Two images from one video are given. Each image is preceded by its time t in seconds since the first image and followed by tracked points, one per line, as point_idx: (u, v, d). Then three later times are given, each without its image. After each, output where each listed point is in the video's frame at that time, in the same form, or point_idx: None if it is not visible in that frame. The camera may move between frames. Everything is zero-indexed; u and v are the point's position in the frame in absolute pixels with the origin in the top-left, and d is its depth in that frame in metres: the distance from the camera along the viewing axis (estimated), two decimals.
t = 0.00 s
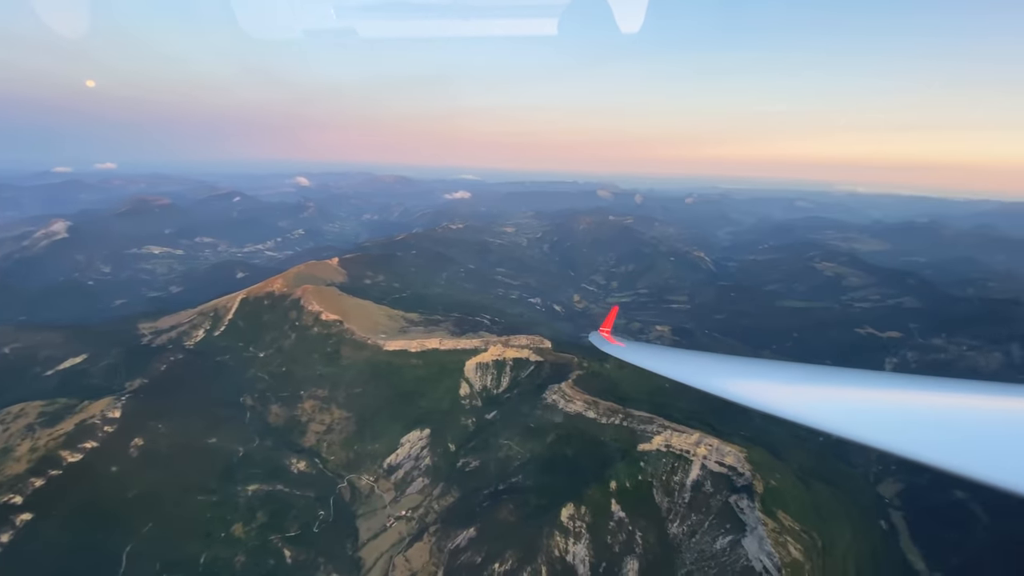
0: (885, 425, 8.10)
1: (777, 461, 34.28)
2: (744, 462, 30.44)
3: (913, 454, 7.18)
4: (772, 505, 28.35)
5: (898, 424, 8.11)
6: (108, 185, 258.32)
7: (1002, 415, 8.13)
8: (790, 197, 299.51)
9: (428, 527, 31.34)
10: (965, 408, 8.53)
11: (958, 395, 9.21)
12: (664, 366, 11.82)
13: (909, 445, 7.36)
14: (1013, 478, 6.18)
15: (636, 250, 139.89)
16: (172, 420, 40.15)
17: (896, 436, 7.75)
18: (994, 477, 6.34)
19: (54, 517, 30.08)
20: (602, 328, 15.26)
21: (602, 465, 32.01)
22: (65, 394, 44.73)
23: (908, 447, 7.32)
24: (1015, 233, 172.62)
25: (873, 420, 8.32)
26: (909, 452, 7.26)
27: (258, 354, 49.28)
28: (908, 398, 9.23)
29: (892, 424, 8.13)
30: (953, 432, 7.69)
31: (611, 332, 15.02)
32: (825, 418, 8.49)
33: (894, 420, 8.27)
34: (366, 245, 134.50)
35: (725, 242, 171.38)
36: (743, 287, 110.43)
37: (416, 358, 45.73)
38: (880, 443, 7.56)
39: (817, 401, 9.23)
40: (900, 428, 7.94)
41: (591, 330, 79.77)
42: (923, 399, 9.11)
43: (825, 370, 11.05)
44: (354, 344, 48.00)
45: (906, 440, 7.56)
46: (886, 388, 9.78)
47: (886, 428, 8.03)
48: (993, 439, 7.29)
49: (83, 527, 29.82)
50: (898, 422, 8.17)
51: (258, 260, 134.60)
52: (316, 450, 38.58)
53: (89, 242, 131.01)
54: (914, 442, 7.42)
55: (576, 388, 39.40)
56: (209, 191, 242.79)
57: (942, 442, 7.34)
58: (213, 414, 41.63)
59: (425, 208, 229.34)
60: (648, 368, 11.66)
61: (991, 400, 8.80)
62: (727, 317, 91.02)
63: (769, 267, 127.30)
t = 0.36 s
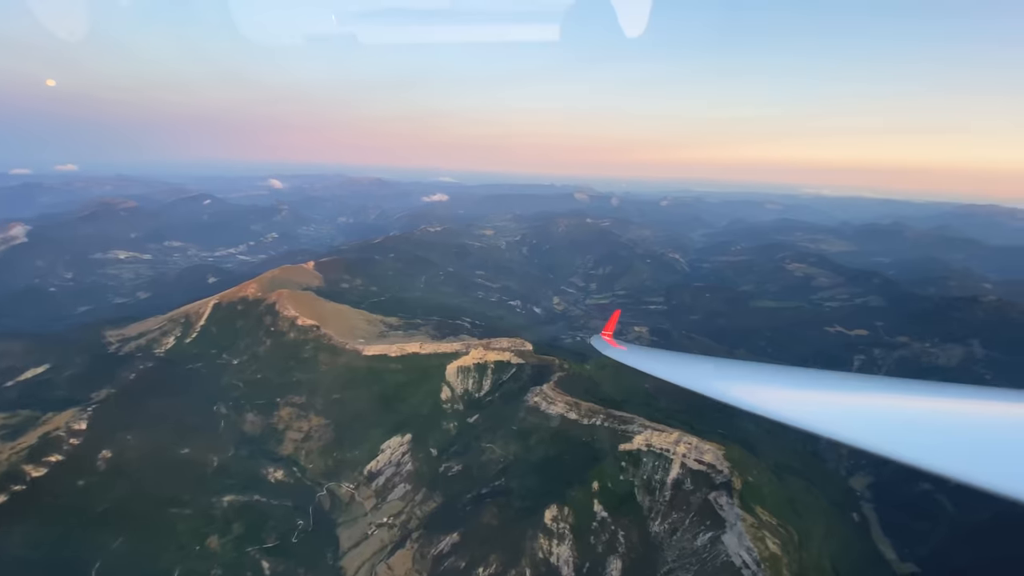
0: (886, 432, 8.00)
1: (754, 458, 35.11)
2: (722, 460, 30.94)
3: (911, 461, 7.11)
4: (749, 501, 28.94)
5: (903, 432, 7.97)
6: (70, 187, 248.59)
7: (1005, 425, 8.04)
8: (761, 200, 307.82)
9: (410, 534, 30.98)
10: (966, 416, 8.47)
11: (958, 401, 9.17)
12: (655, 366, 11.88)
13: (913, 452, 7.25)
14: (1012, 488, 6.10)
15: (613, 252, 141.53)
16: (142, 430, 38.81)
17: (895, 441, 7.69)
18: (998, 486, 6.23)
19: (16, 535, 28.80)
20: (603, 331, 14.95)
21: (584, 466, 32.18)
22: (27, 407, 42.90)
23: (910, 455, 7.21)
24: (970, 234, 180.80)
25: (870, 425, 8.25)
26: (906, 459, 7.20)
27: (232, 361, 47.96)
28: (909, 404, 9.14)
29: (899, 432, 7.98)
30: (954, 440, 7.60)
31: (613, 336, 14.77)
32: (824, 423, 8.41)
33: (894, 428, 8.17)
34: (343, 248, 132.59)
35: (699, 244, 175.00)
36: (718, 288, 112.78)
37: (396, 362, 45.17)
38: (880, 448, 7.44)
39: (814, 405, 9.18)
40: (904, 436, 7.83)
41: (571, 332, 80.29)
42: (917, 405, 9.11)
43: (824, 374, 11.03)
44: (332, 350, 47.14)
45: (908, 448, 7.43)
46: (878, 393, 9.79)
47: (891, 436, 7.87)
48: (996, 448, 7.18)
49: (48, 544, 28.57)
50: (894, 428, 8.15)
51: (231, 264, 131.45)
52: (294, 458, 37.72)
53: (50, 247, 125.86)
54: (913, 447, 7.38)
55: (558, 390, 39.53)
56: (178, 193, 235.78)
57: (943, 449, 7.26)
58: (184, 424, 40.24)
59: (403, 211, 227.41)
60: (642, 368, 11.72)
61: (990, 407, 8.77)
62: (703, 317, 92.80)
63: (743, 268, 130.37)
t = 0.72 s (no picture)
0: (883, 458, 7.67)
1: (734, 468, 35.55)
2: (703, 470, 31.09)
3: (905, 490, 6.83)
4: (730, 511, 29.17)
5: (899, 459, 7.68)
6: (34, 196, 239.74)
7: (1005, 456, 7.78)
8: (734, 214, 316.46)
9: (391, 552, 30.27)
10: (963, 445, 8.22)
11: (954, 429, 8.95)
12: (643, 378, 11.81)
13: (910, 482, 6.95)
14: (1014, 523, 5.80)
15: (593, 265, 143.13)
16: (110, 449, 37.35)
17: (890, 466, 7.42)
18: (1000, 522, 5.89)
19: None
20: (607, 346, 15.07)
21: (567, 479, 32.04)
22: None
23: (908, 486, 6.89)
24: (931, 248, 188.67)
25: (869, 450, 7.97)
26: (902, 488, 6.90)
27: (205, 376, 46.49)
28: (903, 430, 8.88)
29: (895, 458, 7.69)
30: (952, 468, 7.31)
31: (616, 351, 14.84)
32: (816, 445, 8.10)
33: (892, 455, 7.81)
34: (321, 260, 130.90)
35: (676, 257, 178.38)
36: (695, 300, 114.83)
37: (376, 376, 44.41)
38: (877, 476, 7.18)
39: (807, 426, 8.95)
40: (900, 463, 7.54)
41: (552, 344, 80.57)
42: (923, 433, 8.70)
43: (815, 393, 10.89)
44: (310, 364, 46.13)
45: (905, 475, 7.13)
46: (880, 418, 9.45)
47: (889, 462, 7.53)
48: (997, 481, 6.86)
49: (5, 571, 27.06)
50: (888, 452, 7.92)
51: (205, 277, 128.38)
52: (270, 476, 36.57)
53: (12, 258, 120.96)
54: (908, 475, 7.14)
55: (541, 402, 39.41)
56: (150, 204, 229.98)
57: (940, 479, 6.96)
58: (154, 442, 38.67)
59: (382, 222, 226.25)
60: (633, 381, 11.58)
61: (995, 439, 8.43)
62: (681, 329, 94.17)
63: (718, 281, 133.29)
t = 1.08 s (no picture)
0: (873, 470, 7.09)
1: (713, 475, 35.94)
2: (683, 477, 31.45)
3: (891, 499, 6.31)
4: (710, 518, 29.45)
5: (891, 472, 7.08)
6: None
7: (1007, 473, 7.07)
8: (708, 226, 324.03)
9: (371, 567, 29.51)
10: (959, 458, 7.57)
11: (956, 445, 8.20)
12: (632, 384, 11.68)
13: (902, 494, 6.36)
14: (1010, 538, 5.17)
15: (573, 274, 144.23)
16: (75, 467, 35.61)
17: (876, 478, 6.89)
18: (994, 537, 5.27)
19: None
20: (609, 358, 13.99)
21: (550, 489, 31.86)
22: None
23: (898, 498, 6.28)
24: (896, 259, 196.04)
25: (872, 467, 7.22)
26: (887, 500, 6.36)
27: (176, 389, 44.94)
28: (900, 442, 8.21)
29: (885, 471, 7.11)
30: (945, 483, 6.68)
31: (620, 362, 13.86)
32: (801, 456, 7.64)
33: (886, 470, 7.15)
34: (298, 269, 128.65)
35: (654, 267, 181.26)
36: (673, 309, 116.64)
37: (354, 388, 43.54)
38: (871, 490, 6.55)
39: (804, 441, 8.29)
40: (890, 476, 6.97)
41: (533, 354, 80.64)
42: (933, 452, 7.85)
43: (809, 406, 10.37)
44: (286, 376, 44.96)
45: (892, 488, 6.55)
46: (888, 435, 8.63)
47: (878, 475, 6.98)
48: (996, 497, 6.17)
49: None
50: (887, 469, 7.19)
51: (176, 286, 124.72)
52: (244, 492, 35.36)
53: None
54: (892, 485, 6.61)
55: (523, 412, 39.39)
56: (118, 211, 223.04)
57: (932, 492, 6.35)
58: (121, 459, 37.09)
59: (361, 231, 224.23)
60: (623, 387, 11.48)
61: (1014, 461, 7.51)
62: (660, 338, 95.37)
63: (695, 290, 135.90)
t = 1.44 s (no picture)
0: (879, 472, 7.41)
1: (688, 467, 36.77)
2: (659, 470, 32.09)
3: (893, 500, 6.66)
4: (686, 509, 30.18)
5: (893, 472, 7.45)
6: None
7: (1004, 470, 7.41)
8: (679, 223, 330.32)
9: (350, 571, 29.09)
10: (958, 458, 7.89)
11: (954, 444, 8.54)
12: (634, 384, 11.98)
13: (908, 495, 6.69)
14: (1008, 537, 5.48)
15: (548, 272, 144.98)
16: (32, 479, 33.77)
17: (879, 479, 7.25)
18: (989, 535, 5.62)
19: None
20: (608, 354, 14.83)
21: (530, 485, 31.99)
22: None
23: (901, 499, 6.63)
24: (855, 255, 203.89)
25: (865, 463, 7.75)
26: (889, 499, 6.72)
27: (141, 395, 43.20)
28: (901, 443, 8.54)
29: (887, 472, 7.46)
30: (946, 484, 6.99)
31: (618, 360, 14.62)
32: (808, 459, 8.02)
33: (891, 472, 7.43)
34: (267, 269, 125.28)
35: (627, 264, 183.76)
36: (646, 306, 118.63)
37: (329, 390, 42.80)
38: (862, 484, 7.12)
39: (802, 438, 8.82)
40: (892, 477, 7.32)
41: (510, 352, 80.85)
42: (922, 447, 8.39)
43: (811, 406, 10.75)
44: (257, 379, 43.85)
45: (897, 490, 6.88)
46: (880, 431, 9.16)
47: (882, 475, 7.33)
48: (995, 497, 6.47)
49: None
50: (879, 464, 7.72)
51: (137, 288, 119.74)
52: (216, 499, 34.25)
53: None
54: (896, 487, 6.95)
55: (501, 410, 39.54)
56: (72, 210, 212.38)
57: (935, 493, 6.68)
58: (84, 469, 35.41)
59: (332, 230, 219.93)
60: (624, 387, 11.72)
61: (997, 455, 8.03)
62: (634, 334, 96.86)
63: (667, 286, 138.53)
